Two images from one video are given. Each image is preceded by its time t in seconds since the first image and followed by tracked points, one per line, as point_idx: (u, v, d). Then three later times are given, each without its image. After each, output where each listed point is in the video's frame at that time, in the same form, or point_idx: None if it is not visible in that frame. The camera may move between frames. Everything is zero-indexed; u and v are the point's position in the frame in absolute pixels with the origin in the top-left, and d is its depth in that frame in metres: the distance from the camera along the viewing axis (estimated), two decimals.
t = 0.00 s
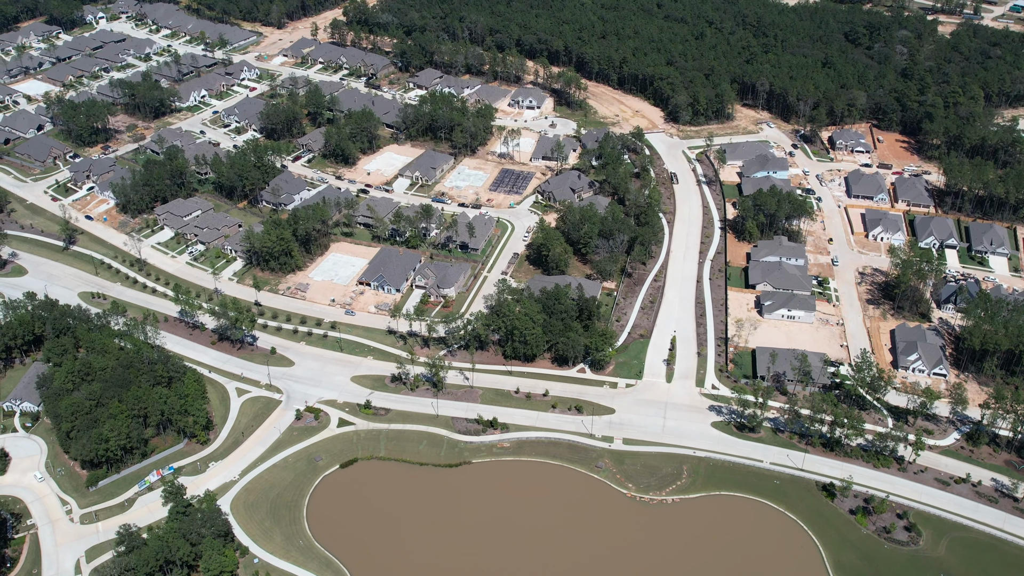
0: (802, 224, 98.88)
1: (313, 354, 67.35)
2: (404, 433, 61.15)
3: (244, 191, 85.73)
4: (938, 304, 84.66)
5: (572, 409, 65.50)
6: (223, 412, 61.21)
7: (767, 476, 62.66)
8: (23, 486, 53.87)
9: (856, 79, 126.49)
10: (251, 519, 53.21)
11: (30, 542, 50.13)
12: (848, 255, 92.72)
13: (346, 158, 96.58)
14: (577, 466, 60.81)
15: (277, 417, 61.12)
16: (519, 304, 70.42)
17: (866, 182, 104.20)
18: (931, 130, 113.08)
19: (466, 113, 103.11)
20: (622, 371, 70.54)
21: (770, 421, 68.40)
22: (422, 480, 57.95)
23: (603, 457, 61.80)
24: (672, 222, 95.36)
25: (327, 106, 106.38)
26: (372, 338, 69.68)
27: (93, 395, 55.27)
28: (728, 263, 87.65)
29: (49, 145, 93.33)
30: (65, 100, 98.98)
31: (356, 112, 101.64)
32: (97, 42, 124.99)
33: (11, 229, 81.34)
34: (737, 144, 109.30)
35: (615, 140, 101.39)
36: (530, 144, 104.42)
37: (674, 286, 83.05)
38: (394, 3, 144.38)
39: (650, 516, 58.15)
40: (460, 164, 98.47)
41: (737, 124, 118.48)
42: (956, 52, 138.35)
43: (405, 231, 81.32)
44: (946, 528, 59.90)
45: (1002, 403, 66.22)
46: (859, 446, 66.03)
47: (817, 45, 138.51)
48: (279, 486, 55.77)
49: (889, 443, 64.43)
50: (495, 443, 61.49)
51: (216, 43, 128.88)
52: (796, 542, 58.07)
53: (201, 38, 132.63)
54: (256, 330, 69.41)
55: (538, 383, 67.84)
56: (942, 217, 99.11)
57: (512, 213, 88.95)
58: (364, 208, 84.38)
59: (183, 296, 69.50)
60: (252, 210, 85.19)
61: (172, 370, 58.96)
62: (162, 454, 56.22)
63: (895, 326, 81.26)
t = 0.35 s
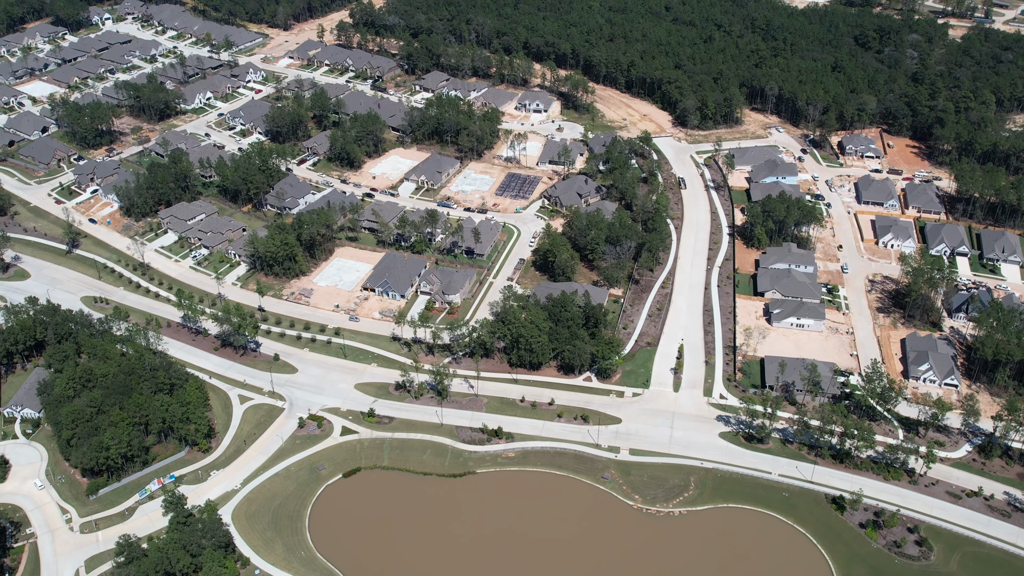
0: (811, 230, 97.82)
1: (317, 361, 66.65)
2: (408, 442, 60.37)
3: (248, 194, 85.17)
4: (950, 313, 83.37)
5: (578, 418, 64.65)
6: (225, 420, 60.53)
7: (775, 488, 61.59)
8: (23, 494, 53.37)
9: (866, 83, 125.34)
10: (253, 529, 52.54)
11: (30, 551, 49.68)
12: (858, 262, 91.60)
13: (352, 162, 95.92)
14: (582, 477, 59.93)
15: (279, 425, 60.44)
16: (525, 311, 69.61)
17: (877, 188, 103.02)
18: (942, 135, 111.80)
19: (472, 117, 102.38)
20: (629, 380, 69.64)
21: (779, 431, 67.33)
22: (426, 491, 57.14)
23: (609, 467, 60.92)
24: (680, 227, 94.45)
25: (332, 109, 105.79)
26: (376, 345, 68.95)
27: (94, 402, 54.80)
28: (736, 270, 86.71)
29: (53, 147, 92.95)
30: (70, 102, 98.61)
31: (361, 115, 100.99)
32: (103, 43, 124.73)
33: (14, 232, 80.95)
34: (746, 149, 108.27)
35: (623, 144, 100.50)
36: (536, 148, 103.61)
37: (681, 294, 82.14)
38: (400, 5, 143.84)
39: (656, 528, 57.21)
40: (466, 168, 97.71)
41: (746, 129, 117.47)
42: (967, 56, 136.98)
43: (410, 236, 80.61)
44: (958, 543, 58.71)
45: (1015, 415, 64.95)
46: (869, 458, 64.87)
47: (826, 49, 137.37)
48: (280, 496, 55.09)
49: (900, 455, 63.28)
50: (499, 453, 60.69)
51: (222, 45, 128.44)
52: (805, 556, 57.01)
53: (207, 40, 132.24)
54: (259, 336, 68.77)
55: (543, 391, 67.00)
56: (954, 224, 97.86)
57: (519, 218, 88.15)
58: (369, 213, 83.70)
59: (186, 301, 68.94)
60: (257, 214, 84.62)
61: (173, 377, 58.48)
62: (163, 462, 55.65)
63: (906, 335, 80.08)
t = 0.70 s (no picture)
0: (820, 236, 96.76)
1: (319, 368, 65.91)
2: (411, 451, 59.59)
3: (252, 198, 84.52)
4: (960, 321, 82.08)
5: (583, 427, 63.76)
6: (227, 427, 59.83)
7: (784, 500, 60.53)
8: (22, 502, 52.74)
9: (875, 87, 124.16)
10: (253, 539, 51.86)
11: (28, 561, 49.03)
12: (868, 269, 90.48)
13: (356, 165, 95.23)
14: (587, 487, 59.05)
15: (281, 433, 59.72)
16: (530, 317, 68.76)
17: (886, 194, 101.90)
18: (952, 140, 110.55)
19: (477, 120, 101.61)
20: (635, 389, 68.71)
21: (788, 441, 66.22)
22: (429, 501, 56.29)
23: (614, 478, 60.03)
24: (687, 233, 93.50)
25: (337, 112, 105.14)
26: (380, 352, 68.17)
27: (94, 409, 54.28)
28: (744, 277, 85.72)
29: (56, 149, 92.44)
30: (73, 103, 98.17)
31: (366, 118, 100.30)
32: (107, 44, 124.34)
33: (16, 235, 80.42)
34: (754, 153, 107.20)
35: (630, 148, 99.57)
36: (542, 152, 102.75)
37: (688, 300, 81.20)
38: (406, 6, 143.15)
39: (663, 541, 56.26)
40: (471, 172, 96.93)
41: (753, 133, 116.46)
42: (978, 59, 135.57)
43: (415, 241, 79.87)
44: (970, 557, 57.51)
45: None
46: (879, 469, 63.67)
47: (835, 52, 136.19)
48: (282, 505, 54.36)
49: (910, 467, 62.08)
50: (504, 463, 59.86)
51: (226, 47, 127.92)
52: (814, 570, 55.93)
53: (212, 41, 131.74)
54: (262, 342, 68.07)
55: (549, 400, 66.13)
56: (964, 230, 96.59)
57: (524, 222, 87.32)
58: (374, 217, 82.97)
59: (188, 306, 68.31)
60: (260, 217, 83.98)
61: (174, 384, 57.91)
62: (163, 470, 54.98)
63: (916, 343, 78.88)
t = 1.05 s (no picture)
0: (828, 243, 95.68)
1: (321, 376, 65.11)
2: (413, 461, 58.75)
3: (254, 202, 83.82)
4: (970, 330, 80.74)
5: (588, 438, 62.88)
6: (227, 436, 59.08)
7: (792, 513, 59.42)
8: (20, 512, 52.04)
9: (883, 91, 122.97)
10: (253, 551, 51.05)
11: (25, 572, 48.30)
12: (876, 276, 89.35)
13: (360, 169, 94.47)
14: (592, 499, 58.09)
15: (282, 442, 58.94)
16: (534, 325, 67.89)
17: (895, 199, 100.71)
18: (961, 145, 109.26)
19: (482, 124, 100.79)
20: (640, 398, 67.75)
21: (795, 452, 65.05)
22: (431, 513, 55.42)
23: (619, 490, 59.09)
24: (693, 239, 92.54)
25: (341, 115, 104.41)
26: (382, 359, 67.36)
27: (93, 418, 53.67)
28: (751, 284, 84.72)
29: (58, 152, 91.87)
30: (75, 106, 97.67)
31: (370, 121, 99.55)
32: (111, 46, 123.86)
33: (17, 238, 79.84)
34: (761, 158, 106.12)
35: (635, 153, 98.66)
36: (547, 156, 101.88)
37: (695, 308, 80.24)
38: (411, 8, 142.46)
39: (669, 554, 55.28)
40: (475, 176, 96.09)
41: (760, 137, 115.42)
42: (987, 63, 134.19)
43: (418, 246, 79.07)
44: (982, 573, 56.20)
45: None
46: (888, 481, 62.40)
47: (843, 55, 135.01)
48: (282, 516, 53.58)
49: (920, 480, 60.79)
50: (508, 474, 58.98)
51: (230, 49, 127.31)
52: None
53: (215, 43, 131.17)
54: (263, 349, 67.32)
55: (553, 409, 65.22)
56: (974, 237, 95.30)
57: (529, 228, 86.46)
58: (377, 222, 82.22)
59: (189, 312, 67.60)
60: (263, 221, 83.28)
61: (174, 393, 57.18)
62: (163, 480, 54.26)
63: (925, 352, 77.63)
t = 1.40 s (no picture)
0: (835, 249, 94.65)
1: (322, 383, 64.31)
2: (415, 471, 57.92)
3: (255, 206, 83.11)
4: (979, 338, 79.48)
5: (592, 448, 61.99)
6: (227, 445, 58.32)
7: (799, 526, 58.39)
8: (16, 522, 51.32)
9: (891, 96, 121.85)
10: (252, 562, 50.27)
11: None
12: (884, 283, 88.28)
13: (362, 173, 93.71)
14: (595, 511, 57.18)
15: (282, 451, 58.17)
16: (538, 333, 67.02)
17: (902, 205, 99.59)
18: (969, 150, 108.04)
19: (485, 127, 99.98)
20: (645, 408, 66.83)
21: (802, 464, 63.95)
22: (433, 524, 54.57)
23: (624, 502, 58.18)
24: (699, 245, 91.60)
25: (343, 118, 103.65)
26: (384, 367, 66.55)
27: (91, 426, 53.02)
28: (757, 291, 83.73)
29: (58, 155, 91.23)
30: (77, 109, 97.08)
31: (372, 124, 98.79)
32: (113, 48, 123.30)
33: (16, 243, 79.21)
34: (767, 163, 105.11)
35: (640, 157, 97.76)
36: (551, 160, 101.01)
37: (700, 315, 79.31)
38: (415, 10, 141.75)
39: (674, 568, 54.38)
40: (479, 180, 95.26)
41: (766, 141, 114.45)
42: (995, 66, 132.94)
43: (421, 251, 78.26)
44: None
45: None
46: (896, 494, 61.18)
47: (849, 59, 133.91)
48: (282, 527, 52.79)
49: (930, 492, 59.54)
50: (510, 485, 58.11)
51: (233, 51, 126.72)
52: None
53: (218, 45, 130.54)
54: (264, 356, 66.55)
55: (557, 419, 64.33)
56: (982, 243, 94.09)
57: (532, 233, 85.62)
58: (379, 227, 81.44)
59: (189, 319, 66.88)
60: (264, 226, 82.57)
61: (173, 401, 56.43)
62: (161, 490, 53.52)
63: (934, 361, 76.46)
